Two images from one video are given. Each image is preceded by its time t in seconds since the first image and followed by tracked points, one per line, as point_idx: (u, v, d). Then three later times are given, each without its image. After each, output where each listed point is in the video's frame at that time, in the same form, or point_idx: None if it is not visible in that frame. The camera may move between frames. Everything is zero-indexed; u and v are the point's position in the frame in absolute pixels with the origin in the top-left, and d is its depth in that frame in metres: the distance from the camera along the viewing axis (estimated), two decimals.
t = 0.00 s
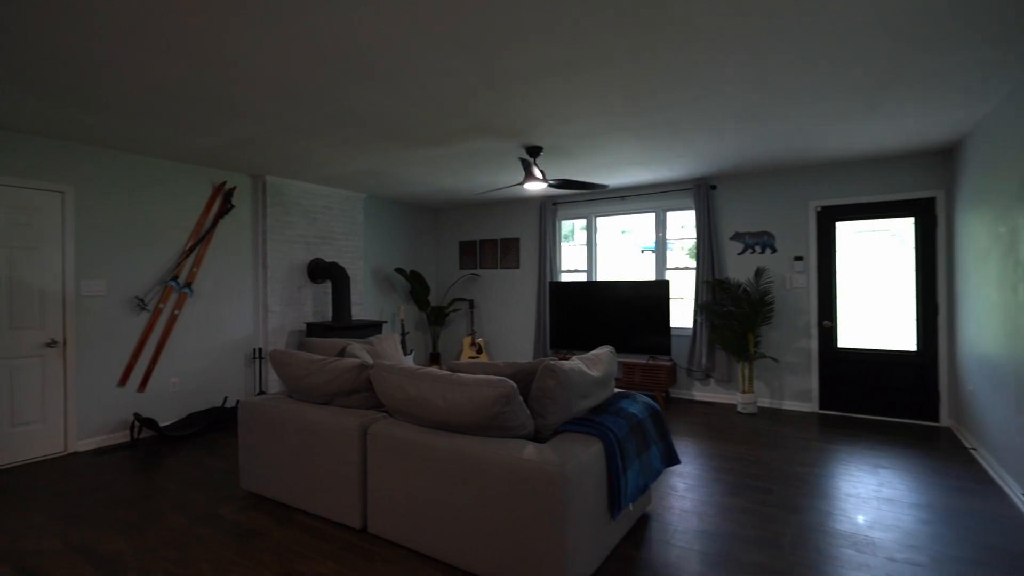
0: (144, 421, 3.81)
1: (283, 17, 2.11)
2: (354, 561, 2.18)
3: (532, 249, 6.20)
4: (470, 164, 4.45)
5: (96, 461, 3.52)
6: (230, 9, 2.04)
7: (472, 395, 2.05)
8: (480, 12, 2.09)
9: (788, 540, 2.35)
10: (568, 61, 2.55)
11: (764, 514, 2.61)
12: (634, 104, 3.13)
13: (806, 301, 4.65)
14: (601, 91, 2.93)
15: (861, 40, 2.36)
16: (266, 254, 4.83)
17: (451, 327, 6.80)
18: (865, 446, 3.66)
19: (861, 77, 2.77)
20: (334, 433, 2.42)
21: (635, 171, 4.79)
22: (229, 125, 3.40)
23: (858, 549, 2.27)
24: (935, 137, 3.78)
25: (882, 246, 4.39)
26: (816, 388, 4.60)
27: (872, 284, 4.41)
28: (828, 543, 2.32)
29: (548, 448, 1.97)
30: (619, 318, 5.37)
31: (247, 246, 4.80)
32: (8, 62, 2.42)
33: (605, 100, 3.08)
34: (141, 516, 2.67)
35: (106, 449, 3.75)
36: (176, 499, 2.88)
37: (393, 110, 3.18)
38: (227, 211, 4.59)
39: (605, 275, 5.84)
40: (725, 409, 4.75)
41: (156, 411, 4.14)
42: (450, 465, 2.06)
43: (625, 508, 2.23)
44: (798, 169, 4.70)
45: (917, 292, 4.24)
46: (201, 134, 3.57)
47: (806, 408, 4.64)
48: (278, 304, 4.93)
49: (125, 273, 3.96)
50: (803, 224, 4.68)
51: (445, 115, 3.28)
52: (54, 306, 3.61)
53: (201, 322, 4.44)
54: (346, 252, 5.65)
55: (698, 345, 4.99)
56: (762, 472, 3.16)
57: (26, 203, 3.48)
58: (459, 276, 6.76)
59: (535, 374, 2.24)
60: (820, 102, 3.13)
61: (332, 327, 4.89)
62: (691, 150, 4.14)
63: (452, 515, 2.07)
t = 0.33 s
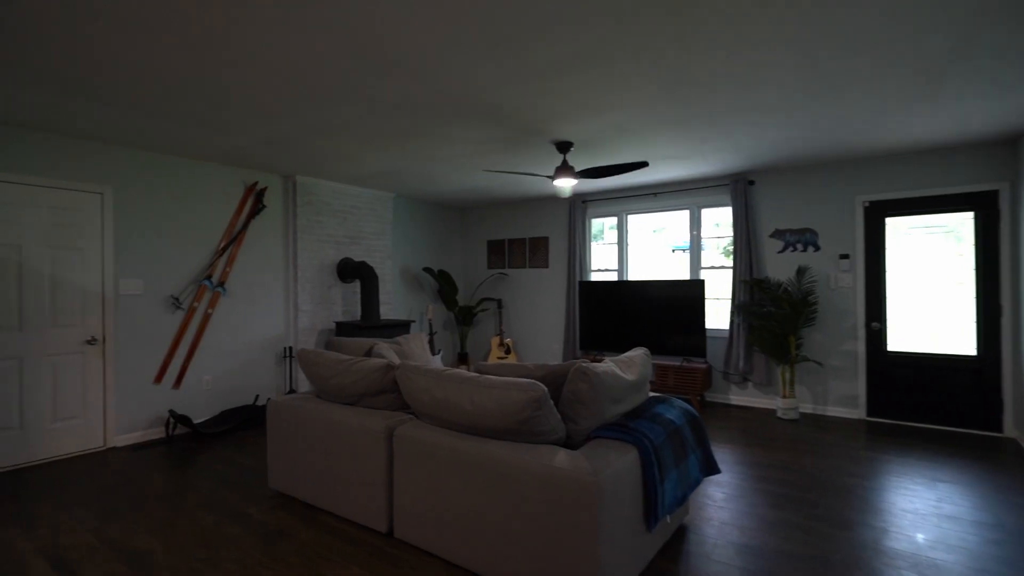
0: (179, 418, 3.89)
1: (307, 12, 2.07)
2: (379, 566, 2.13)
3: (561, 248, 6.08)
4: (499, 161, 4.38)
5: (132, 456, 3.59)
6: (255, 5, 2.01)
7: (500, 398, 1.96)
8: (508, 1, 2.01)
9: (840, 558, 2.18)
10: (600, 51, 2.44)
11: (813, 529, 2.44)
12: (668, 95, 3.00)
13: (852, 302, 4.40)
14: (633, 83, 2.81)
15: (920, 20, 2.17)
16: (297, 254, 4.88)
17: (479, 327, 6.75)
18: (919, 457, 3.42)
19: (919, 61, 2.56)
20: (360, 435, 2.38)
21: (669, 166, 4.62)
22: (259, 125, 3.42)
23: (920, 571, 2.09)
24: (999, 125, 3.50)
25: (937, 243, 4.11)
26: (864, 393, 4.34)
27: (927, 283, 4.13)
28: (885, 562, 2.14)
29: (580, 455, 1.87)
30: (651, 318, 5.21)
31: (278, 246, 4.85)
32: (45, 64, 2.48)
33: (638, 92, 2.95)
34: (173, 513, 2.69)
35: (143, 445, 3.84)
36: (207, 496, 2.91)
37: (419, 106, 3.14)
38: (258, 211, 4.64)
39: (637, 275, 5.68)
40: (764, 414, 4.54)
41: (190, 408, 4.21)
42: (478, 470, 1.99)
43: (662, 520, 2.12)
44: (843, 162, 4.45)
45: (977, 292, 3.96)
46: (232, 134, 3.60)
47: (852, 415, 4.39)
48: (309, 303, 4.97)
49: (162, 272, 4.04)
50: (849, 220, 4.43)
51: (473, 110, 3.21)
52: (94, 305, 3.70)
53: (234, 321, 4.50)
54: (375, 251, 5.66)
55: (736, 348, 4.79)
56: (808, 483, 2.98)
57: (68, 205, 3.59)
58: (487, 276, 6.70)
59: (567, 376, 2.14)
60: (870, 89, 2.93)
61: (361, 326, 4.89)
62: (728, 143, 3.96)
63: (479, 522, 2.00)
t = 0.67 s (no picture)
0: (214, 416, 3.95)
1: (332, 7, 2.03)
2: (405, 572, 2.07)
3: (593, 246, 5.95)
4: (529, 158, 4.29)
5: (168, 452, 3.66)
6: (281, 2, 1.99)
7: (531, 402, 1.87)
8: None
9: None
10: (634, 40, 2.32)
11: (869, 548, 2.26)
12: (707, 85, 2.85)
13: (906, 302, 4.13)
14: (670, 73, 2.68)
15: None
16: (328, 254, 4.91)
17: (508, 327, 6.67)
18: (983, 470, 3.17)
19: (987, 42, 2.35)
20: (386, 437, 2.33)
21: (705, 160, 4.44)
22: (288, 123, 3.43)
23: None
24: None
25: (1002, 239, 3.81)
26: (919, 400, 4.07)
27: (991, 283, 3.83)
28: None
29: (615, 464, 1.77)
30: (687, 319, 5.03)
31: (309, 245, 4.88)
32: (83, 65, 2.52)
33: (675, 83, 2.81)
34: (204, 510, 2.71)
35: (179, 441, 3.91)
36: (238, 494, 2.92)
37: (448, 102, 3.08)
38: (290, 211, 4.69)
39: (671, 274, 5.50)
40: (808, 421, 4.32)
41: (225, 406, 4.27)
42: (507, 477, 1.90)
43: (704, 534, 1.99)
44: (896, 154, 4.18)
45: None
46: (263, 134, 3.63)
47: (905, 423, 4.12)
48: (339, 302, 4.99)
49: (197, 272, 4.12)
50: (902, 215, 4.16)
51: (502, 105, 3.13)
52: (133, 304, 3.79)
53: (267, 320, 4.56)
54: (404, 251, 5.65)
55: (778, 350, 4.57)
56: (860, 497, 2.78)
57: (108, 207, 3.68)
58: (517, 275, 6.62)
59: (601, 380, 2.04)
60: (930, 75, 2.71)
61: (391, 326, 4.89)
62: (770, 135, 3.77)
63: (507, 531, 1.92)
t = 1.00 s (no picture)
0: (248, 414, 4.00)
1: None
2: None
3: (626, 245, 5.79)
4: (560, 154, 4.18)
5: (204, 449, 3.72)
6: None
7: (565, 408, 1.78)
8: None
9: None
10: (672, 23, 2.20)
11: (937, 572, 2.06)
12: (753, 71, 2.69)
13: (969, 303, 3.84)
14: (712, 58, 2.53)
15: None
16: (359, 253, 4.92)
17: (539, 328, 6.57)
18: None
19: None
20: (415, 440, 2.27)
21: (745, 154, 4.25)
22: (319, 121, 3.42)
23: None
24: None
25: None
26: (983, 409, 3.77)
27: None
28: None
29: (655, 475, 1.65)
30: (725, 320, 4.83)
31: (340, 245, 4.90)
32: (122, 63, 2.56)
33: (716, 70, 2.67)
34: (236, 509, 2.72)
35: (214, 439, 3.97)
36: (269, 493, 2.92)
37: (478, 95, 3.00)
38: (322, 211, 4.72)
39: (708, 273, 5.30)
40: (858, 429, 4.07)
41: (258, 404, 4.32)
42: (540, 486, 1.81)
43: (752, 552, 1.84)
44: (959, 142, 3.89)
45: None
46: (294, 133, 3.64)
47: (968, 434, 3.83)
48: (370, 302, 5.00)
49: (232, 272, 4.18)
50: (964, 209, 3.87)
51: (535, 98, 3.04)
52: (171, 303, 3.86)
53: (299, 319, 4.60)
54: (434, 250, 5.62)
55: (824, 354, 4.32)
56: (923, 515, 2.57)
57: (147, 208, 3.76)
58: (547, 275, 6.51)
59: (639, 385, 1.92)
60: (1001, 53, 2.48)
61: (420, 326, 4.86)
62: (816, 125, 3.56)
63: (540, 543, 1.82)
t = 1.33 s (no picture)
0: (282, 413, 4.03)
1: None
2: None
3: (661, 243, 5.61)
4: (594, 150, 4.06)
5: (239, 448, 3.76)
6: None
7: (603, 416, 1.67)
8: None
9: None
10: (717, 6, 2.06)
11: None
12: (802, 57, 2.51)
13: None
14: (758, 44, 2.38)
15: None
16: (390, 253, 4.91)
17: (571, 329, 6.45)
18: None
19: None
20: (445, 446, 2.20)
21: (791, 146, 4.03)
22: (350, 120, 3.41)
23: None
24: None
25: None
26: None
27: None
28: None
29: (701, 490, 1.53)
30: (768, 322, 4.60)
31: (372, 244, 4.91)
32: (158, 65, 2.58)
33: (763, 57, 2.51)
34: (268, 509, 2.71)
35: (250, 437, 4.02)
36: (301, 494, 2.92)
37: (509, 89, 2.92)
38: (354, 211, 4.73)
39: (749, 272, 5.07)
40: (916, 439, 3.80)
41: (292, 403, 4.36)
42: (576, 499, 1.71)
43: None
44: None
45: None
46: (327, 133, 3.64)
47: None
48: (401, 302, 4.99)
49: (266, 273, 4.23)
50: None
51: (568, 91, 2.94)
52: (208, 302, 3.93)
53: (332, 319, 4.62)
54: (464, 250, 5.57)
55: (878, 358, 4.06)
56: (997, 537, 2.34)
57: (185, 209, 3.83)
58: (580, 275, 6.39)
59: (682, 392, 1.80)
60: None
61: (452, 326, 4.82)
62: (870, 114, 3.33)
63: (575, 558, 1.72)
